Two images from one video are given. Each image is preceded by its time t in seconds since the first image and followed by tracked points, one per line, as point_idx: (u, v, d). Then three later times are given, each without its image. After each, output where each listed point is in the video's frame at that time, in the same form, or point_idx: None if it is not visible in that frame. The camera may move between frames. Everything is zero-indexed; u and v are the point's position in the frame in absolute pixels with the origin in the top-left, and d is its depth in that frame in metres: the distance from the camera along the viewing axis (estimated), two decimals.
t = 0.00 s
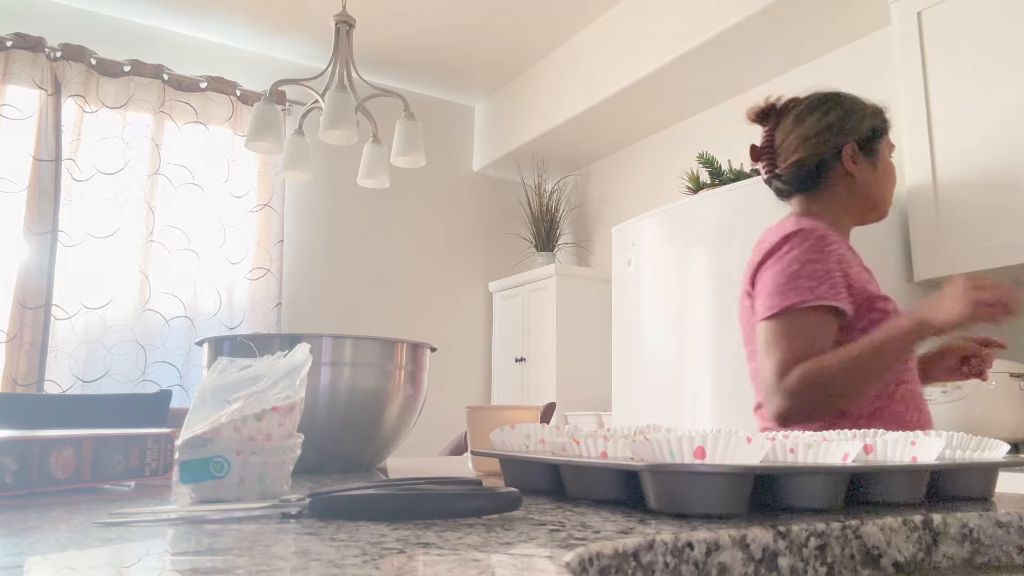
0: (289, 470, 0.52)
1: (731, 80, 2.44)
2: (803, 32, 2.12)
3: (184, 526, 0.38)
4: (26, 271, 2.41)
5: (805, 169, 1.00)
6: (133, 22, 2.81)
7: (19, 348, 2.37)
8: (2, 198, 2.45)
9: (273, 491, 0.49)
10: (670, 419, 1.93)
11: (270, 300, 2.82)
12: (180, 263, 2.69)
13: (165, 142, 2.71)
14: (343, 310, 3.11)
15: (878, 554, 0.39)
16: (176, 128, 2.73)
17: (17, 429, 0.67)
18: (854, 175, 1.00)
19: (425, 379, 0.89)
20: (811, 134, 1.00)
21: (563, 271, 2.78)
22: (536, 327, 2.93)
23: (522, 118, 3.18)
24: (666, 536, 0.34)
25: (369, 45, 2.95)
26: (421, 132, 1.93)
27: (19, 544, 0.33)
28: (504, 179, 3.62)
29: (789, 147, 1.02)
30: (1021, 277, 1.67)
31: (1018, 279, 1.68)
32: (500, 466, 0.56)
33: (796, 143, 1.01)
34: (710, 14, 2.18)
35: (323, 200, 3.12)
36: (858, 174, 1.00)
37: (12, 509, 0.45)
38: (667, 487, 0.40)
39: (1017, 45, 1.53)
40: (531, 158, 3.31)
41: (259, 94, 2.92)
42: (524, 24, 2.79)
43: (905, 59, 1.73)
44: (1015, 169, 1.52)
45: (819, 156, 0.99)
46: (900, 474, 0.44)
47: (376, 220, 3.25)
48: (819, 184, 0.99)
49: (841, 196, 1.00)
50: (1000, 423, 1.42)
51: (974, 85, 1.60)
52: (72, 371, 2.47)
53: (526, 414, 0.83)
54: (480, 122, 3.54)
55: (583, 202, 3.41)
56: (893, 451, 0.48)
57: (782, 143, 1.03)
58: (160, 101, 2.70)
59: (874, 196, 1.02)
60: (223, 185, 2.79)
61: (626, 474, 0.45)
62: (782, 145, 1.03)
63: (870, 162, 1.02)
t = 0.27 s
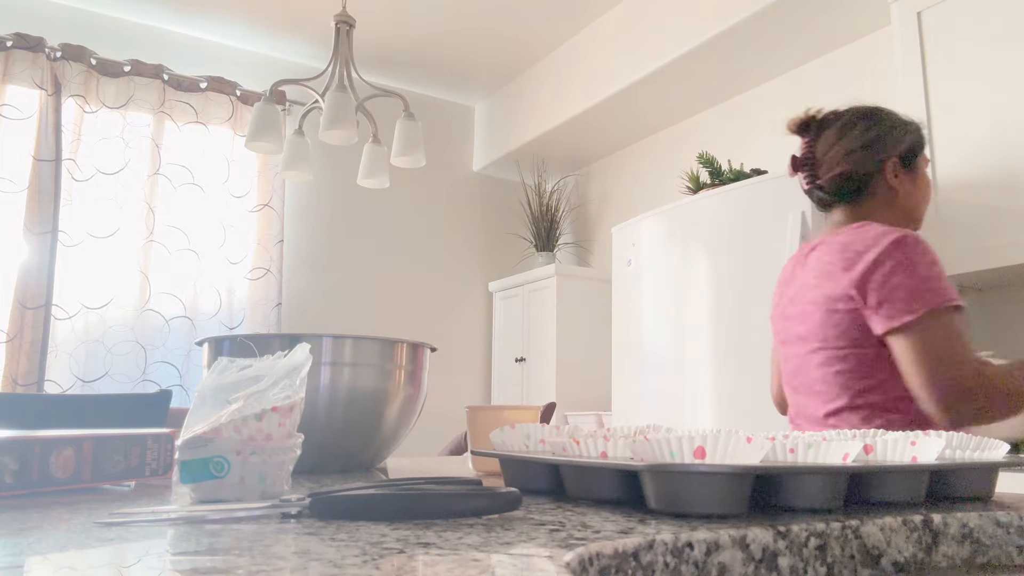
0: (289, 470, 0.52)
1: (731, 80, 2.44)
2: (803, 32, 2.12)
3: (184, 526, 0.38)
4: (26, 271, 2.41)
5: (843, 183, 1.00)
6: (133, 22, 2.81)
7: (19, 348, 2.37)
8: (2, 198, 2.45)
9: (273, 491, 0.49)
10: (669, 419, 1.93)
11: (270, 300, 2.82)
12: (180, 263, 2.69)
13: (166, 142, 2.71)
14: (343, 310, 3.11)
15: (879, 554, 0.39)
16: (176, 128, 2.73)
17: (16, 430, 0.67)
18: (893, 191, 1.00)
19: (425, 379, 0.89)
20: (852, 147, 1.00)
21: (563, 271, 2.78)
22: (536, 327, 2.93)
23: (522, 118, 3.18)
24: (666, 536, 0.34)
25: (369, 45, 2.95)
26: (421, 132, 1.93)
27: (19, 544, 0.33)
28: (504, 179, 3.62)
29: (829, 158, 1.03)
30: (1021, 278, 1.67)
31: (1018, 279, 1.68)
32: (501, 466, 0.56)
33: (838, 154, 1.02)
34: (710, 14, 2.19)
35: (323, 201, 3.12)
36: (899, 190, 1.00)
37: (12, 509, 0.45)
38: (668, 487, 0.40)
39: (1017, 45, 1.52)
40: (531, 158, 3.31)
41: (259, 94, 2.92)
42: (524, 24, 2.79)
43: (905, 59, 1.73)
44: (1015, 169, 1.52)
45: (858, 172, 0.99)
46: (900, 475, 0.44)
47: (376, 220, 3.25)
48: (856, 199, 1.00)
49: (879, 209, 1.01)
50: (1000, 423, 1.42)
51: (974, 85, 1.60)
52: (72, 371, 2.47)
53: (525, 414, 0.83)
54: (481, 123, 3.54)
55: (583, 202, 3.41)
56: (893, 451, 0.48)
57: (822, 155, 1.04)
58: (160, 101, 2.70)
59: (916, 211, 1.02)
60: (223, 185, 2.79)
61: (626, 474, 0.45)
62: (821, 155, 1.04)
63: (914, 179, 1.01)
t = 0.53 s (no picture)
0: (289, 470, 0.52)
1: (731, 80, 2.44)
2: (803, 33, 2.12)
3: (184, 526, 0.38)
4: (26, 271, 2.41)
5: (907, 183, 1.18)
6: (133, 22, 2.81)
7: (19, 348, 2.37)
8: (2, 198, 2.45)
9: (273, 491, 0.49)
10: (669, 419, 1.93)
11: (270, 300, 2.82)
12: (180, 263, 2.69)
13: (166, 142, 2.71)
14: (343, 310, 3.11)
15: (878, 555, 0.39)
16: (176, 128, 2.73)
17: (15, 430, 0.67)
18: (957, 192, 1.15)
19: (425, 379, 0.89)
20: (925, 156, 1.17)
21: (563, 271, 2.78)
22: (536, 327, 2.93)
23: (522, 118, 3.18)
24: (666, 536, 0.34)
25: (369, 45, 2.95)
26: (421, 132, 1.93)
27: (19, 544, 0.33)
28: (504, 179, 3.62)
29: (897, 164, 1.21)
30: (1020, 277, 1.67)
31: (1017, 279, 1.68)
32: (501, 466, 0.56)
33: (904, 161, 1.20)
34: (710, 15, 2.19)
35: (323, 200, 3.13)
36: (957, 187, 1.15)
37: (12, 509, 0.45)
38: (667, 487, 0.40)
39: (1017, 46, 1.53)
40: (531, 159, 3.31)
41: (259, 94, 2.92)
42: (523, 24, 2.79)
43: (905, 59, 1.73)
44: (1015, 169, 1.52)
45: (923, 175, 1.15)
46: (899, 474, 0.44)
47: (376, 220, 3.25)
48: (922, 201, 1.16)
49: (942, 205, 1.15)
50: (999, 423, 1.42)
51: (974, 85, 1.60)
52: (72, 371, 2.47)
53: (525, 414, 0.83)
54: (481, 123, 3.54)
55: (583, 202, 3.41)
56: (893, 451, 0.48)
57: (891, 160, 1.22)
58: (160, 101, 2.71)
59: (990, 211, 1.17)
60: (223, 185, 2.79)
61: (626, 473, 0.45)
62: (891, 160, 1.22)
63: (985, 188, 1.16)
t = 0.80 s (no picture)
0: (289, 470, 0.52)
1: (731, 80, 2.44)
2: (803, 33, 2.12)
3: (184, 526, 0.38)
4: (26, 271, 2.41)
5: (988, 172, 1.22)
6: (133, 22, 2.81)
7: (19, 347, 2.37)
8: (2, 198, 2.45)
9: (273, 491, 0.49)
10: (669, 419, 1.93)
11: (270, 300, 2.82)
12: (180, 263, 2.69)
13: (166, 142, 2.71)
14: (343, 310, 3.11)
15: (878, 554, 0.39)
16: (176, 128, 2.73)
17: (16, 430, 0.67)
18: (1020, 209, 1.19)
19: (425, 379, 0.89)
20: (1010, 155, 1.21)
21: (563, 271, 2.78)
22: (536, 327, 2.93)
23: (522, 118, 3.18)
24: (666, 536, 0.34)
25: (370, 45, 2.95)
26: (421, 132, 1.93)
27: (19, 544, 0.33)
28: (504, 178, 3.62)
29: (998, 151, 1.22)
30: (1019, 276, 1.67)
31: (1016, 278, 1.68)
32: (501, 466, 0.57)
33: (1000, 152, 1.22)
34: (710, 15, 2.19)
35: (324, 200, 3.13)
36: None
37: (12, 509, 0.45)
38: (667, 487, 0.39)
39: (1017, 46, 1.53)
40: (531, 159, 3.31)
41: (259, 94, 2.92)
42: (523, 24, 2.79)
43: (905, 59, 1.73)
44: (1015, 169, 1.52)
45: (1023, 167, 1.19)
46: (899, 474, 0.44)
47: (376, 220, 3.25)
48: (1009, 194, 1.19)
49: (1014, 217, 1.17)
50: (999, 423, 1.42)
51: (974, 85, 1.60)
52: (72, 371, 2.47)
53: (526, 414, 0.83)
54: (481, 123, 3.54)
55: (583, 202, 3.41)
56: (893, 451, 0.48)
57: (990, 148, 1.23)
58: (160, 101, 2.71)
59: None
60: (223, 185, 2.79)
61: (625, 474, 0.45)
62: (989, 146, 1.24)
63: None
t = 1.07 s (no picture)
0: (289, 470, 0.52)
1: (731, 80, 2.44)
2: (803, 33, 2.12)
3: (184, 526, 0.38)
4: (26, 271, 2.41)
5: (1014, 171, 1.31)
6: (133, 23, 2.81)
7: (19, 347, 2.36)
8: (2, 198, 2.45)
9: (273, 491, 0.49)
10: (669, 419, 1.93)
11: (270, 300, 2.81)
12: (180, 263, 2.69)
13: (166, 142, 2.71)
14: (343, 310, 3.11)
15: (878, 554, 0.39)
16: (176, 128, 2.73)
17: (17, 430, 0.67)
18: None
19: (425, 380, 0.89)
20: None
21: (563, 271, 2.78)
22: (536, 327, 2.93)
23: (522, 118, 3.18)
24: (666, 536, 0.34)
25: (370, 44, 2.95)
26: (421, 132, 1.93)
27: (19, 544, 0.33)
28: (504, 178, 3.62)
29: None
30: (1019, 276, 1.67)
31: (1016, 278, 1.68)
32: (500, 466, 0.56)
33: None
34: (710, 15, 2.19)
35: (324, 200, 3.13)
36: None
37: (12, 509, 0.45)
38: (667, 487, 0.40)
39: (1017, 46, 1.53)
40: (531, 158, 3.31)
41: (259, 94, 2.92)
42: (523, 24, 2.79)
43: (906, 59, 1.73)
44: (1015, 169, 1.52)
45: None
46: (899, 474, 0.44)
47: (376, 220, 3.25)
48: None
49: None
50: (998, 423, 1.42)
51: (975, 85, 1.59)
52: (72, 371, 2.47)
53: (527, 413, 0.83)
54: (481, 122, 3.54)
55: (583, 202, 3.41)
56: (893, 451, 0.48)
57: None
58: (160, 101, 2.71)
59: None
60: (223, 185, 2.79)
61: (625, 473, 0.45)
62: None
63: None
